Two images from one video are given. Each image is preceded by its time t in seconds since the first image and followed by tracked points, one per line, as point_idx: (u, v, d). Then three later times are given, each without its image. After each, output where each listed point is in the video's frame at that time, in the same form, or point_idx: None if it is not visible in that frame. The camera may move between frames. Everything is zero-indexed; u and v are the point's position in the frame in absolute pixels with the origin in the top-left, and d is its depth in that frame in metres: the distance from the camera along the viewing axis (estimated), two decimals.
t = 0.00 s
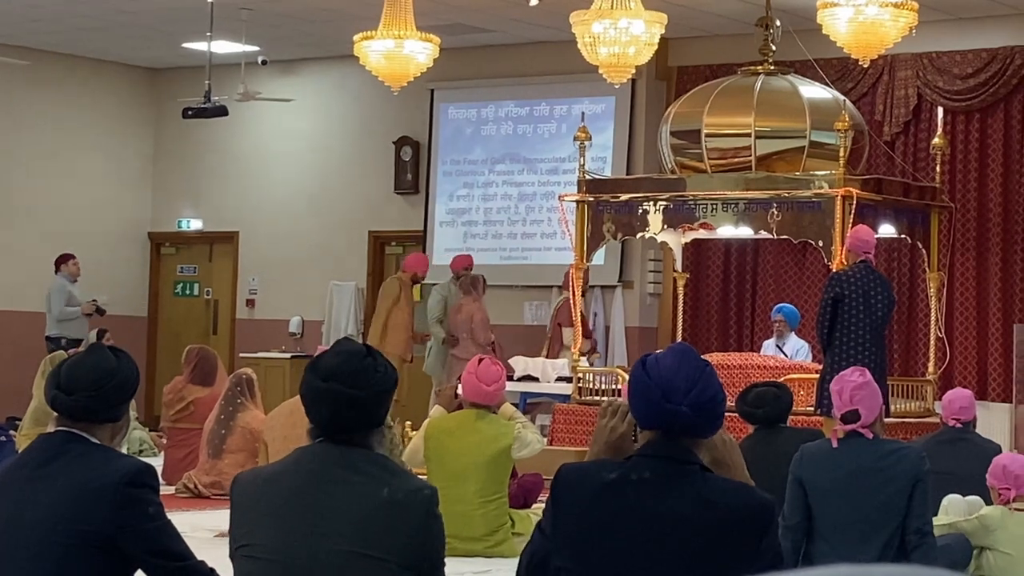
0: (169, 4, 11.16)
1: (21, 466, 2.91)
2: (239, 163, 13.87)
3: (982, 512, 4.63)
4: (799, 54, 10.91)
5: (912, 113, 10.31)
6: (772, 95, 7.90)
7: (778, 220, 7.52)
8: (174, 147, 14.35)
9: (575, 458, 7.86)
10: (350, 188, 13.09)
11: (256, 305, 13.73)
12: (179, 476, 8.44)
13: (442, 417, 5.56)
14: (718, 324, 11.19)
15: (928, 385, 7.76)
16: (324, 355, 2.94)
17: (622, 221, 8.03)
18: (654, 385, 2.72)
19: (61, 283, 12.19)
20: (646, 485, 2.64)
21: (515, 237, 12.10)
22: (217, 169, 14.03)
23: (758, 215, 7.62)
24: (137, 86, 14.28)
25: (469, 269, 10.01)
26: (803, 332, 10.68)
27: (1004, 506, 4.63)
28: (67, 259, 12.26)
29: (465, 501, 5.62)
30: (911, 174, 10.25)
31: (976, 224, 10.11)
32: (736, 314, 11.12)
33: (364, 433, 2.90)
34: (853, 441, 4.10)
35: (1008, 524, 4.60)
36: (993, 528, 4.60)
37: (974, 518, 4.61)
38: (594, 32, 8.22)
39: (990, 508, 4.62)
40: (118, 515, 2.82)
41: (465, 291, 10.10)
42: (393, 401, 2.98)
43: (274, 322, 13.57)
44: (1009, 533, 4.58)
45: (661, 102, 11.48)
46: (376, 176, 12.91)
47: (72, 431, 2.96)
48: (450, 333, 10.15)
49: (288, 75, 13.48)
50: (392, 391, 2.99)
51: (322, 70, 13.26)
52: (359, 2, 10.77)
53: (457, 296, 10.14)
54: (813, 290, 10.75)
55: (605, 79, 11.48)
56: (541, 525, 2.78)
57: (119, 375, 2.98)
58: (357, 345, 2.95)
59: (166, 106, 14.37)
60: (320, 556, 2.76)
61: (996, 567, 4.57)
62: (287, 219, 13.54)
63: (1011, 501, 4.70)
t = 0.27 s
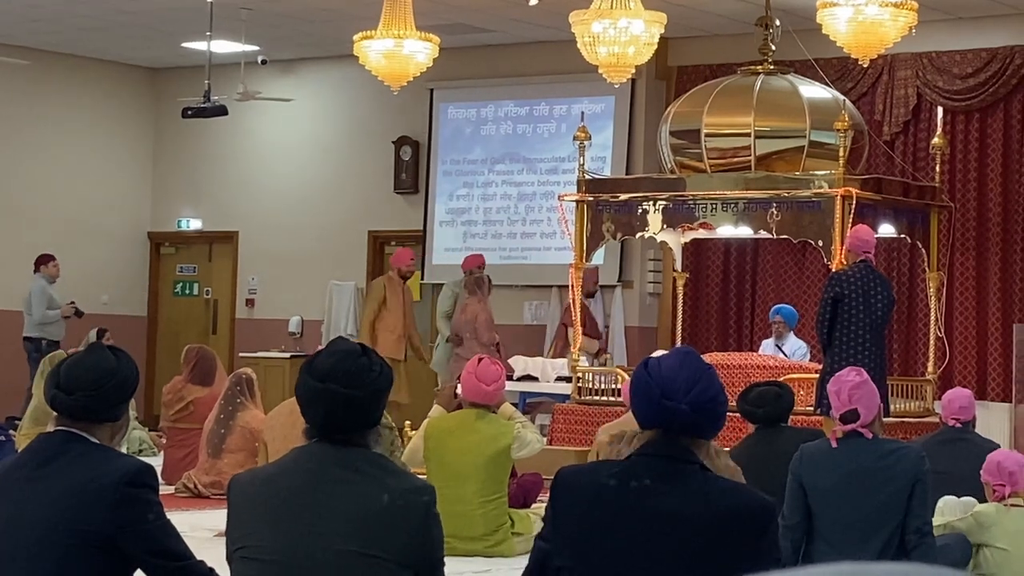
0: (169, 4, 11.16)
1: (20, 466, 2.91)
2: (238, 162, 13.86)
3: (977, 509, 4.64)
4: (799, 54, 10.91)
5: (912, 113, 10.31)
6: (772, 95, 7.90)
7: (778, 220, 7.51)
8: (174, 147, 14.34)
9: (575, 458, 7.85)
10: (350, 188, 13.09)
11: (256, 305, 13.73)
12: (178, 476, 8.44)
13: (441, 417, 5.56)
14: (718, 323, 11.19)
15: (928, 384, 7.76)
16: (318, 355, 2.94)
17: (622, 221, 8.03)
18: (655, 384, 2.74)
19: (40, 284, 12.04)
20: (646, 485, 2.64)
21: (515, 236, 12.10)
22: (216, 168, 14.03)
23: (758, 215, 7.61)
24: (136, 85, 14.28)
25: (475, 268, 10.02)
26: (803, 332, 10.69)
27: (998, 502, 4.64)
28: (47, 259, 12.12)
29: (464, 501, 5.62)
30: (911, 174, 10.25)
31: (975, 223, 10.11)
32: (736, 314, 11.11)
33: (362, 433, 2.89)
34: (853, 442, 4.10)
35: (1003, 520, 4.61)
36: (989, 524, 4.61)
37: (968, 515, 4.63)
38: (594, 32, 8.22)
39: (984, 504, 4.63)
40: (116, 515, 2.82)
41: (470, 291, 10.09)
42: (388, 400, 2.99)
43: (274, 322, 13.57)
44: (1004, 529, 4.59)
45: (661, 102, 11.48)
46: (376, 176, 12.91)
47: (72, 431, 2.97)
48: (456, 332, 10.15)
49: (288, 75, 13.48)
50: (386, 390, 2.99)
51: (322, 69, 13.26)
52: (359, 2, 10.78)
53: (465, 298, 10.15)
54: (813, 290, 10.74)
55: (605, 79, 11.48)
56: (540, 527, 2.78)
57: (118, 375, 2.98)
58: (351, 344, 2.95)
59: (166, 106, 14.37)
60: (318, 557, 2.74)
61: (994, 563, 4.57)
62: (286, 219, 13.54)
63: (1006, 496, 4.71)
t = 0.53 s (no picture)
0: (169, 3, 11.16)
1: (19, 466, 2.91)
2: (237, 162, 13.87)
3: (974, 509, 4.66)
4: (798, 54, 10.91)
5: (911, 112, 10.31)
6: (771, 94, 7.90)
7: (777, 219, 7.52)
8: (173, 146, 14.34)
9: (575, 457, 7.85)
10: (349, 187, 13.09)
11: (255, 304, 13.73)
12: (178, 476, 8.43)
13: (440, 416, 5.55)
14: (717, 323, 11.19)
15: (928, 383, 7.77)
16: (308, 355, 2.93)
17: (621, 220, 8.03)
18: (648, 400, 2.71)
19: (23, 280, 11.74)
20: (648, 483, 2.64)
21: (515, 236, 12.10)
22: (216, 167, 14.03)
23: (757, 214, 7.62)
24: (136, 85, 14.28)
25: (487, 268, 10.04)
26: (802, 332, 10.69)
27: (994, 502, 4.66)
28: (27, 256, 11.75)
29: (464, 500, 5.63)
30: (910, 173, 10.25)
31: (975, 222, 10.12)
32: (735, 313, 11.11)
33: (352, 431, 2.87)
34: (854, 442, 4.10)
35: (1000, 520, 4.63)
36: (986, 524, 4.63)
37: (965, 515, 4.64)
38: (593, 31, 8.22)
39: (981, 504, 4.65)
40: (116, 514, 2.82)
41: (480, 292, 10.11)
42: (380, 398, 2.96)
43: (273, 321, 13.57)
44: (1002, 528, 4.61)
45: (660, 101, 11.48)
46: (375, 175, 12.91)
47: (71, 430, 2.97)
48: (465, 331, 10.19)
49: (288, 75, 13.49)
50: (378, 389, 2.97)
51: (322, 69, 13.25)
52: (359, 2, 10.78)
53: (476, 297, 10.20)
54: (812, 290, 10.74)
55: (604, 79, 11.49)
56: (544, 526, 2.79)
57: (118, 374, 2.99)
58: (339, 342, 2.94)
59: (165, 105, 14.37)
60: (312, 557, 2.72)
61: (993, 562, 4.59)
62: (286, 218, 13.54)
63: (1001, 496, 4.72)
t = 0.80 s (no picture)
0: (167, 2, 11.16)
1: (18, 465, 2.90)
2: (236, 160, 13.86)
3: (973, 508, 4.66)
4: (797, 52, 10.90)
5: (910, 111, 10.31)
6: (770, 93, 7.90)
7: (776, 218, 7.51)
8: (172, 145, 14.34)
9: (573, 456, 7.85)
10: (348, 185, 13.09)
11: (254, 302, 13.73)
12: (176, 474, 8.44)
13: (438, 415, 5.56)
14: (715, 321, 11.20)
15: (926, 382, 7.77)
16: (303, 354, 2.93)
17: (620, 219, 8.02)
18: (646, 403, 2.71)
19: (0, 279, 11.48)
20: (648, 482, 2.65)
21: (513, 235, 12.10)
22: (214, 166, 14.03)
23: (756, 213, 7.61)
24: (135, 83, 14.27)
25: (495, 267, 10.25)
26: (800, 331, 10.70)
27: (995, 502, 4.67)
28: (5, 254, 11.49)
29: (462, 499, 5.63)
30: (909, 172, 10.25)
31: (974, 221, 10.11)
32: (733, 312, 11.12)
33: (349, 429, 2.87)
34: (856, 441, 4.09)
35: (999, 519, 4.63)
36: (986, 523, 4.64)
37: (965, 514, 4.65)
38: (592, 30, 8.22)
39: (981, 503, 4.65)
40: (114, 513, 2.82)
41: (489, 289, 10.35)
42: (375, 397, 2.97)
43: (272, 320, 13.57)
44: (1003, 528, 4.61)
45: (659, 100, 11.48)
46: (374, 174, 12.91)
47: (70, 428, 2.96)
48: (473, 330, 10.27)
49: (286, 73, 13.49)
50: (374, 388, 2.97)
51: (321, 67, 13.25)
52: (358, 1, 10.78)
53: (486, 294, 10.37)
54: (811, 290, 10.76)
55: (603, 78, 11.48)
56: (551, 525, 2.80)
57: (116, 372, 2.99)
58: (335, 342, 2.94)
59: (164, 104, 14.36)
60: (311, 555, 2.71)
61: (993, 561, 4.58)
62: (284, 216, 13.53)
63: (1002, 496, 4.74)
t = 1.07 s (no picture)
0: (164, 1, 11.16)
1: (13, 464, 2.90)
2: (233, 160, 13.85)
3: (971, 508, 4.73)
4: (794, 52, 10.91)
5: (907, 111, 10.32)
6: (766, 93, 7.91)
7: (772, 218, 7.52)
8: (169, 144, 14.34)
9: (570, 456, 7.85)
10: (345, 185, 13.09)
11: (250, 302, 13.73)
12: (172, 474, 8.43)
13: (434, 415, 5.56)
14: (712, 322, 11.20)
15: (922, 382, 7.77)
16: (304, 353, 2.93)
17: (617, 219, 8.02)
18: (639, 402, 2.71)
19: None
20: (645, 481, 2.65)
21: (510, 234, 12.09)
22: (211, 165, 14.03)
23: (752, 213, 7.62)
24: (132, 83, 14.26)
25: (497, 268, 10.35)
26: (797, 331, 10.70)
27: (993, 502, 4.72)
28: None
29: (459, 498, 5.63)
30: (906, 172, 10.26)
31: (970, 222, 10.12)
32: (730, 313, 11.12)
33: (348, 430, 2.86)
34: (855, 440, 4.09)
35: (996, 520, 4.69)
36: (984, 523, 4.69)
37: (961, 514, 4.70)
38: (589, 30, 8.22)
39: (978, 503, 4.70)
40: (110, 512, 2.82)
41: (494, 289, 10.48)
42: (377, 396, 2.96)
43: (269, 319, 13.57)
44: (999, 529, 4.68)
45: (656, 100, 11.48)
46: (371, 174, 12.91)
47: (66, 427, 2.96)
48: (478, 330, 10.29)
49: (283, 73, 13.49)
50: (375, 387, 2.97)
51: (318, 67, 13.25)
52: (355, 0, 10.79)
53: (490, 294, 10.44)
54: (807, 290, 10.77)
55: (600, 77, 11.48)
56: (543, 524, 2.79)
57: (112, 372, 2.98)
58: (337, 342, 2.94)
59: (161, 104, 14.36)
60: (311, 555, 2.71)
61: (988, 561, 4.65)
62: (281, 216, 13.53)
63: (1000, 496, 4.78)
